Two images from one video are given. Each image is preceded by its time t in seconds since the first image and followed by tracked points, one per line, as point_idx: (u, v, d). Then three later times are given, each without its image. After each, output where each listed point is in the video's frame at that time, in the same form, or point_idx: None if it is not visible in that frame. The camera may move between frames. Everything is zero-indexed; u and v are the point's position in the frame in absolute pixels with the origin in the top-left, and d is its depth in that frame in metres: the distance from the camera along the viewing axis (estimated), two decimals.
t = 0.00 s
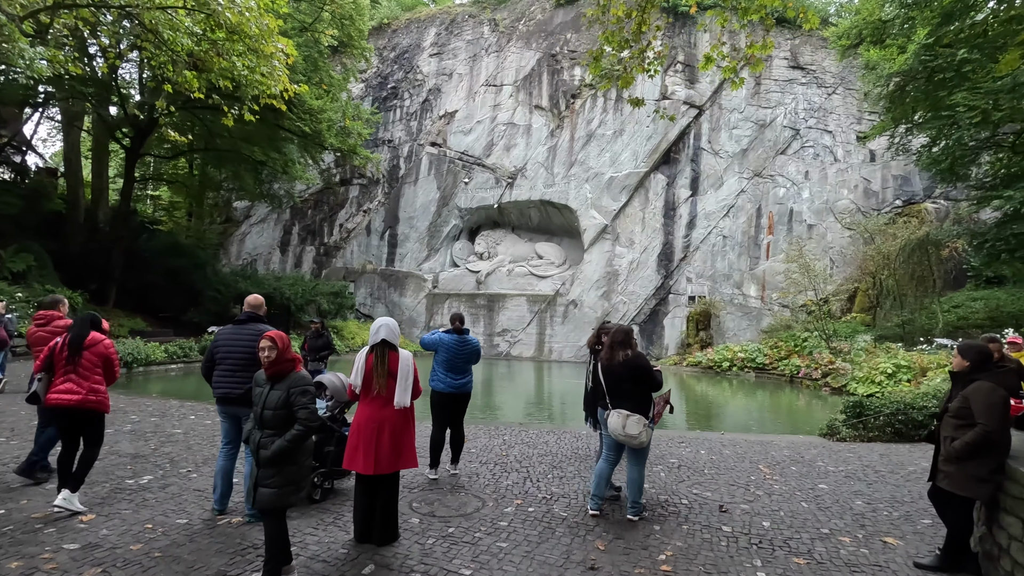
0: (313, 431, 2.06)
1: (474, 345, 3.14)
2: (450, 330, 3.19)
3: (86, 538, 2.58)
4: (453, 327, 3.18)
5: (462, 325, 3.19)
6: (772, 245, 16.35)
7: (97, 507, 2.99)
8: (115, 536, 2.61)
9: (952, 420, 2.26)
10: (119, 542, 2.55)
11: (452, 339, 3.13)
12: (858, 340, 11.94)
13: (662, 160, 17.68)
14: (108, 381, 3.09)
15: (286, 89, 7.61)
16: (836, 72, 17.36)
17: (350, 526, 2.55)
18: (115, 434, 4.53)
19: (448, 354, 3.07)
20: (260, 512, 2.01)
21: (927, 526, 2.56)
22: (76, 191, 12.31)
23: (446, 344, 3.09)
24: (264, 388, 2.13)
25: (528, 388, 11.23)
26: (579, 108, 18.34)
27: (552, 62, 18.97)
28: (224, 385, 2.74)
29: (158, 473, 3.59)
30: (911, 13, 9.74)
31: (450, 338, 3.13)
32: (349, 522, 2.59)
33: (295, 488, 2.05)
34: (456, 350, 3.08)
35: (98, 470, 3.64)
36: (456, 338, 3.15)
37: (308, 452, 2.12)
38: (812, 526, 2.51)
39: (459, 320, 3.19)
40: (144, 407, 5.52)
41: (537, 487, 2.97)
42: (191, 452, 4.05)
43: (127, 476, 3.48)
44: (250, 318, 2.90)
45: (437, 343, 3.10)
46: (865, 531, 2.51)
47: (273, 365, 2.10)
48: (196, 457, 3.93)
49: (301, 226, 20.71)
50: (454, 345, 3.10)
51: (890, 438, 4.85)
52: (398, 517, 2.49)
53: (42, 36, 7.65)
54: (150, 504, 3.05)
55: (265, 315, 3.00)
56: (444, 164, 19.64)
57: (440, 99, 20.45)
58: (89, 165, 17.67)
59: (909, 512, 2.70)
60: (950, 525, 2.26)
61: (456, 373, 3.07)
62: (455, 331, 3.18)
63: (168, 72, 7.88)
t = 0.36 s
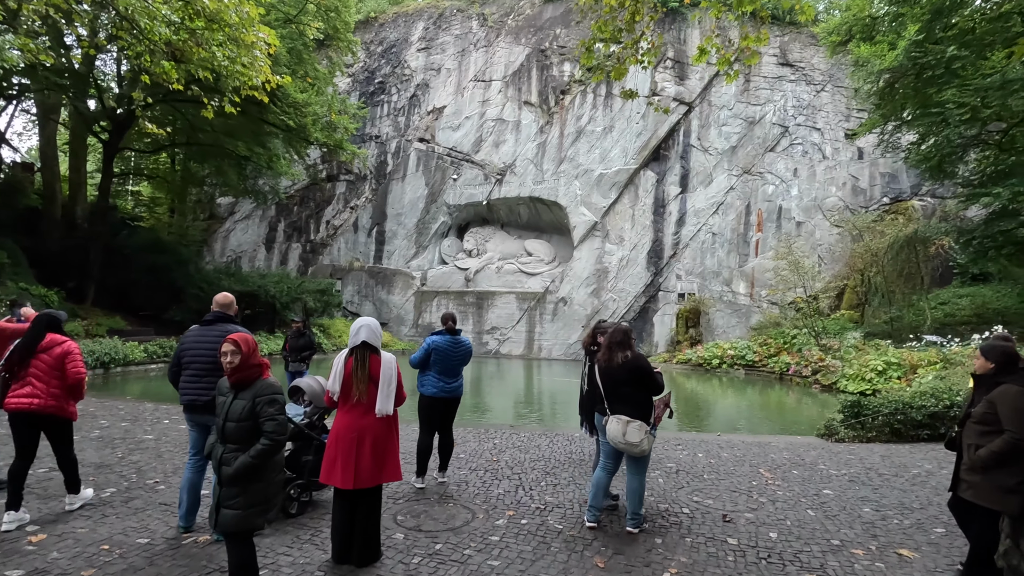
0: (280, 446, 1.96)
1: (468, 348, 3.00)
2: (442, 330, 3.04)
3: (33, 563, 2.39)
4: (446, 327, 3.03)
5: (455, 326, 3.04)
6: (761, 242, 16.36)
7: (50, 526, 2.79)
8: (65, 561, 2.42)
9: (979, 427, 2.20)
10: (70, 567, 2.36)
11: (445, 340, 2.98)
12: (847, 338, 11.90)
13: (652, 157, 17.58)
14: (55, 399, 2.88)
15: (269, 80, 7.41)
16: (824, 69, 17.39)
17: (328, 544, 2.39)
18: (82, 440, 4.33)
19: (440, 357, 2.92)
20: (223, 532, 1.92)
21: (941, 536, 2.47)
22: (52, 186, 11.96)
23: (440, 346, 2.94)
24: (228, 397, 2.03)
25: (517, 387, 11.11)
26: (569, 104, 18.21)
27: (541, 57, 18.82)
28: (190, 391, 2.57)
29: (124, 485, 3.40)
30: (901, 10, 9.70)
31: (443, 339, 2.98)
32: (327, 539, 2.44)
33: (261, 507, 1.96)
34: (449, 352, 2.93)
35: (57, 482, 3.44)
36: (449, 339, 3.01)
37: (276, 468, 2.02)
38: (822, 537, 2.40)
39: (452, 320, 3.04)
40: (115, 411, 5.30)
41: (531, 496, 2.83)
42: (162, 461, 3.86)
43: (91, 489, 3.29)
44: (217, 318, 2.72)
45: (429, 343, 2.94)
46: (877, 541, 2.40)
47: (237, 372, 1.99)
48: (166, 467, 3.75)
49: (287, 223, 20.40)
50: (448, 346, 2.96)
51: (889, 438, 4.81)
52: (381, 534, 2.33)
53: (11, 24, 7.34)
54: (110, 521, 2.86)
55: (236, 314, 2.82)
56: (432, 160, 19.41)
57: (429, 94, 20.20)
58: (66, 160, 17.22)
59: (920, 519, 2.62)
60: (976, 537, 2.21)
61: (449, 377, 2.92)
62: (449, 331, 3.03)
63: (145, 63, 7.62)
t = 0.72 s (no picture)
0: (248, 457, 1.82)
1: (461, 348, 2.88)
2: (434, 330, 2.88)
3: None
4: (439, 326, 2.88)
5: (446, 324, 2.90)
6: (754, 241, 16.34)
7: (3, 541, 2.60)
8: None
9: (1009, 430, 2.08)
10: None
11: (437, 339, 2.83)
12: (841, 337, 11.84)
13: (645, 156, 17.50)
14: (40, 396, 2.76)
15: (254, 73, 7.24)
16: (816, 69, 17.40)
17: (308, 562, 2.26)
18: (50, 445, 4.13)
19: (436, 359, 2.78)
20: (183, 553, 1.78)
21: (962, 545, 2.36)
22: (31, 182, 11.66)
23: (435, 347, 2.79)
24: (191, 402, 1.88)
25: (509, 387, 10.97)
26: (561, 102, 18.09)
27: (534, 54, 18.69)
28: (160, 395, 2.42)
29: (88, 494, 3.22)
30: (895, 7, 9.65)
31: (434, 338, 2.83)
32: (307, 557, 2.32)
33: (226, 526, 1.82)
34: (442, 352, 2.80)
35: (18, 492, 3.25)
36: (441, 339, 2.86)
37: (243, 482, 1.88)
38: (838, 548, 2.27)
39: (444, 318, 2.89)
40: (89, 414, 5.10)
41: (527, 504, 2.69)
42: (132, 468, 3.68)
43: (52, 499, 3.10)
44: (191, 315, 2.54)
45: (423, 345, 2.78)
46: (896, 551, 2.28)
47: (199, 373, 1.85)
48: (136, 474, 3.56)
49: (275, 221, 20.13)
50: (442, 347, 2.82)
51: (893, 439, 4.73)
52: (366, 547, 2.18)
53: None
54: (69, 535, 2.68)
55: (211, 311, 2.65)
56: (423, 158, 19.21)
57: (420, 91, 20.00)
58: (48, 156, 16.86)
59: (939, 527, 2.50)
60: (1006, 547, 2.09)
61: (443, 380, 2.79)
62: (441, 330, 2.88)
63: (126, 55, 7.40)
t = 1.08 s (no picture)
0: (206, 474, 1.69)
1: (451, 348, 2.75)
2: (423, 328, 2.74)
3: None
4: (429, 324, 2.74)
5: (436, 322, 2.75)
6: (747, 241, 16.30)
7: None
8: None
9: None
10: None
11: (427, 338, 2.69)
12: (835, 336, 11.77)
13: (639, 154, 17.41)
14: (14, 400, 2.61)
15: (241, 64, 7.03)
16: (810, 68, 17.37)
17: None
18: (16, 451, 3.94)
19: (426, 360, 2.63)
20: None
21: (986, 558, 2.24)
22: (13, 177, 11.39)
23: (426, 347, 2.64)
24: (144, 410, 1.74)
25: (502, 387, 10.83)
26: (555, 99, 17.96)
27: (527, 52, 18.55)
28: (119, 399, 2.26)
29: (48, 506, 3.03)
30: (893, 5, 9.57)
31: (424, 337, 2.68)
32: None
33: (183, 551, 1.70)
34: (432, 353, 2.65)
35: None
36: (431, 338, 2.72)
37: (201, 503, 1.75)
38: (857, 563, 2.15)
39: (434, 315, 2.74)
40: (61, 417, 4.90)
41: (524, 515, 2.55)
42: (100, 477, 3.50)
43: (8, 512, 2.92)
44: (157, 311, 2.37)
45: (412, 344, 2.63)
46: (917, 565, 2.16)
47: (151, 377, 1.69)
48: (104, 484, 3.38)
49: (265, 219, 19.87)
50: (433, 346, 2.68)
51: (898, 442, 4.66)
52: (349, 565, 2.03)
53: None
54: (22, 554, 2.50)
55: (180, 306, 2.49)
56: (416, 156, 19.02)
57: (413, 88, 19.81)
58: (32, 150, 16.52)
59: (960, 539, 2.39)
60: None
61: (433, 381, 2.64)
62: (431, 328, 2.74)
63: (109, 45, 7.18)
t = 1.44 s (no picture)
0: (131, 496, 1.53)
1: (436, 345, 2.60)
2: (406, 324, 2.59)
3: None
4: (411, 320, 2.59)
5: (420, 318, 2.60)
6: (741, 238, 16.25)
7: None
8: None
9: None
10: None
11: (410, 335, 2.53)
12: (830, 335, 11.69)
13: (633, 151, 17.28)
14: None
15: (226, 53, 6.81)
16: (805, 65, 17.29)
17: None
18: None
19: (408, 358, 2.48)
20: None
21: (1013, 572, 2.12)
22: None
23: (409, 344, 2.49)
24: (68, 420, 1.59)
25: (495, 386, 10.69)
26: (549, 95, 17.79)
27: (521, 47, 18.37)
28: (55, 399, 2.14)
29: (5, 518, 2.86)
30: None
31: (407, 334, 2.53)
32: None
33: None
34: (416, 351, 2.50)
35: None
36: (415, 335, 2.56)
37: (131, 526, 1.60)
38: None
39: (418, 310, 2.59)
40: (32, 419, 4.71)
41: (516, 526, 2.40)
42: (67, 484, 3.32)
43: None
44: (104, 306, 2.37)
45: (394, 341, 2.48)
46: None
47: (73, 380, 1.54)
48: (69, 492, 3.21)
49: (255, 215, 19.62)
50: (416, 343, 2.53)
51: (902, 443, 4.57)
52: None
53: None
54: None
55: (131, 300, 2.46)
56: (408, 152, 18.81)
57: (405, 83, 19.57)
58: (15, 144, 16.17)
59: (981, 550, 2.27)
60: None
61: (416, 381, 2.49)
62: (414, 324, 2.58)
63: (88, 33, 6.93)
